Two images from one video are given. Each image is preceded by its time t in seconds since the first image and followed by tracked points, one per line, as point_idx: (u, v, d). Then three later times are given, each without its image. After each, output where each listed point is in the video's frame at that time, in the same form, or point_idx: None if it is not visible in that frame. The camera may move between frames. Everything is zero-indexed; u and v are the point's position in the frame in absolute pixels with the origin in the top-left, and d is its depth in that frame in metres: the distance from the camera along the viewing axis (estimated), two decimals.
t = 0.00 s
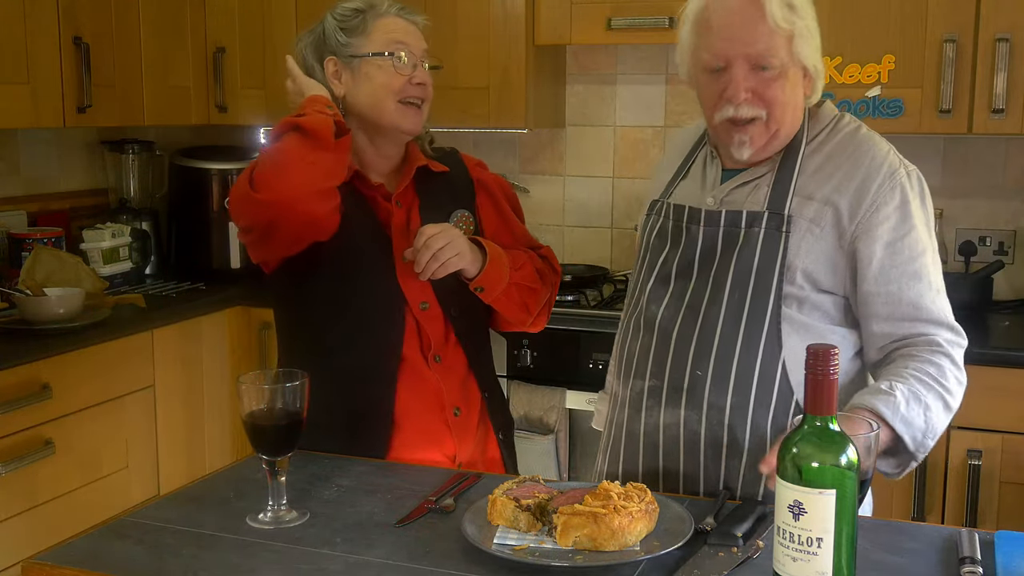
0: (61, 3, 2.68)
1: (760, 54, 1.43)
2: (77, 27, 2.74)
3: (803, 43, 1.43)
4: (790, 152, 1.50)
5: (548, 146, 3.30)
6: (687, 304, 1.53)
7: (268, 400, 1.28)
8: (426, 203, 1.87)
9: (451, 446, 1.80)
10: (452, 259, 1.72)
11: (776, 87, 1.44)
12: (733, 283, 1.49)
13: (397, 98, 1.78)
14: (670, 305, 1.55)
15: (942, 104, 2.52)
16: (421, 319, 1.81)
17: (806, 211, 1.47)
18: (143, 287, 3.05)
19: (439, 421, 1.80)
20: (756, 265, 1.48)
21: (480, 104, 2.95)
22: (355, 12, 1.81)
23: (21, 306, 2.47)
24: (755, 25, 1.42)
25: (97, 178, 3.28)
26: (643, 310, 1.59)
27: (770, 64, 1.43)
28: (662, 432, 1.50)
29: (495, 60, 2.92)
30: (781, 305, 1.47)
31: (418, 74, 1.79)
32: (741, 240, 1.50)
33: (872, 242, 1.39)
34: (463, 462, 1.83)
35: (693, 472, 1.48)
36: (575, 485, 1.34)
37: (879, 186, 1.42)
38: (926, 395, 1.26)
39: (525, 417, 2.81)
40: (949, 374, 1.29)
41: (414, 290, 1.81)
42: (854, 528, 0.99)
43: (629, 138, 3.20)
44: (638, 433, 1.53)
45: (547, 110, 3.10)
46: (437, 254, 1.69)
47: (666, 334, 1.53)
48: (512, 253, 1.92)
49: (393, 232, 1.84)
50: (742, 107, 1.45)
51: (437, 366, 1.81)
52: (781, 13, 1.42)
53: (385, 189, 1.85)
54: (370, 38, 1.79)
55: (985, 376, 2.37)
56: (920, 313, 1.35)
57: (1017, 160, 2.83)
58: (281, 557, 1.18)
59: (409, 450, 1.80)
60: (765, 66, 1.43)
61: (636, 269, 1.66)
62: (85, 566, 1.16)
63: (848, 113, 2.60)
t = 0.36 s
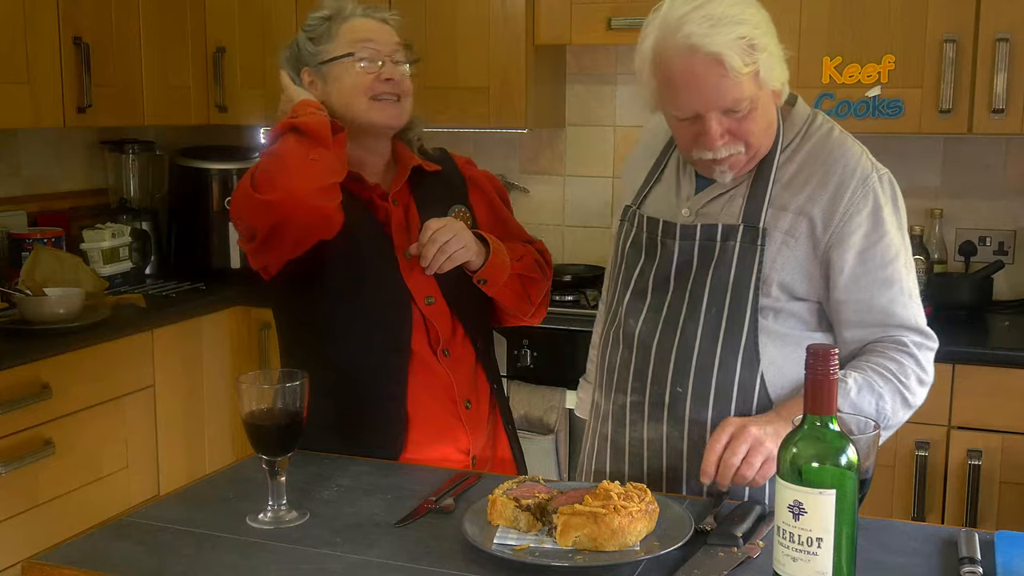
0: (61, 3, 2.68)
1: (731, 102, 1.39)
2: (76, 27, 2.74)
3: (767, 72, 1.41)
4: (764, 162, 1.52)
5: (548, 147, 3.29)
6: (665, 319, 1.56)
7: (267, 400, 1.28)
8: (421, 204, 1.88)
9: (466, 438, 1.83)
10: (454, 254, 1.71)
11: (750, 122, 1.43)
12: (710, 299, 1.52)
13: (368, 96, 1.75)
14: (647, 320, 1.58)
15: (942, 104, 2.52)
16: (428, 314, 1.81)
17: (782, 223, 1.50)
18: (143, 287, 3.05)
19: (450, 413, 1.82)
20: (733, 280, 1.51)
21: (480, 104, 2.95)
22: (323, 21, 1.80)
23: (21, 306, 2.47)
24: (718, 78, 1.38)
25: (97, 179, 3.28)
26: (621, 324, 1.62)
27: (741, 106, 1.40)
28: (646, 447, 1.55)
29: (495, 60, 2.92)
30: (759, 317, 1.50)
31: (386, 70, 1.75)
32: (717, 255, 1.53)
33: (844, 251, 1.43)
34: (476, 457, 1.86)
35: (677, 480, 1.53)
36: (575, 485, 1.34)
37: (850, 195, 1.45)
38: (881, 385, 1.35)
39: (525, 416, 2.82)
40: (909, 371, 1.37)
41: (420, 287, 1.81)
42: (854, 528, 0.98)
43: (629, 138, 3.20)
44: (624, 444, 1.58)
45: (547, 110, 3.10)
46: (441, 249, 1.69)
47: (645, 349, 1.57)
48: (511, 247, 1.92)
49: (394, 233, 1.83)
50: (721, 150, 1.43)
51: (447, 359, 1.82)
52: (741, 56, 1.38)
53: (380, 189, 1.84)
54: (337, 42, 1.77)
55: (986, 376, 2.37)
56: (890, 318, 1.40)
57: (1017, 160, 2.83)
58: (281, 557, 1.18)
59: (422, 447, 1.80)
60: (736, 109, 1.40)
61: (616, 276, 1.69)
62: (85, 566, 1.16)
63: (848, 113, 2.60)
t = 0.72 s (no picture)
0: (61, 3, 2.68)
1: (705, 109, 1.39)
2: (76, 27, 2.74)
3: (743, 80, 1.41)
4: (744, 165, 1.52)
5: (548, 147, 3.29)
6: (649, 328, 1.56)
7: (267, 401, 1.28)
8: (413, 203, 1.87)
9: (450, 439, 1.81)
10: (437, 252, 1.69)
11: (723, 129, 1.43)
12: (694, 306, 1.52)
13: (351, 104, 1.75)
14: (632, 329, 1.58)
15: (942, 104, 2.52)
16: (413, 315, 1.80)
17: (764, 228, 1.50)
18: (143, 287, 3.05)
19: (436, 415, 1.81)
20: (718, 286, 1.51)
21: (480, 104, 2.94)
22: (301, 28, 1.80)
23: (21, 306, 2.47)
24: (692, 87, 1.38)
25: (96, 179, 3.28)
26: (606, 333, 1.62)
27: (715, 114, 1.40)
28: (634, 455, 1.56)
29: (495, 61, 2.92)
30: (744, 322, 1.50)
31: (365, 76, 1.75)
32: (700, 261, 1.52)
33: (826, 252, 1.43)
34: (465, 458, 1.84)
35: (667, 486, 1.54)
36: (575, 485, 1.34)
37: (830, 196, 1.45)
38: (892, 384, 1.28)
39: (525, 416, 2.82)
40: (909, 367, 1.33)
41: (406, 287, 1.81)
42: (854, 528, 0.99)
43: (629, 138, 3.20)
44: (613, 452, 1.59)
45: (546, 110, 3.09)
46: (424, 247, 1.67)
47: (631, 358, 1.57)
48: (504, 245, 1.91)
49: (380, 235, 1.83)
50: (695, 155, 1.44)
51: (434, 360, 1.80)
52: (714, 63, 1.37)
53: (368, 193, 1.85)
54: (315, 50, 1.77)
55: (986, 376, 2.37)
56: (875, 317, 1.39)
57: (1017, 160, 2.83)
58: (281, 557, 1.18)
59: (405, 445, 1.80)
60: (709, 116, 1.41)
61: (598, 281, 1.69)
62: (85, 566, 1.16)
63: (848, 113, 2.60)
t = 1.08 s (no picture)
0: (61, 3, 2.68)
1: (701, 102, 1.40)
2: (76, 27, 2.74)
3: (742, 75, 1.41)
4: (747, 162, 1.52)
5: (548, 147, 3.29)
6: (652, 323, 1.56)
7: (267, 400, 1.29)
8: (413, 203, 1.87)
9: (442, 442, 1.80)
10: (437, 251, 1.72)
11: (719, 123, 1.43)
12: (699, 301, 1.52)
13: (384, 95, 1.79)
14: (635, 324, 1.58)
15: (942, 104, 2.52)
16: (406, 316, 1.80)
17: (767, 224, 1.50)
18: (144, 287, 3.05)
19: (428, 417, 1.80)
20: (721, 282, 1.51)
21: (480, 104, 2.94)
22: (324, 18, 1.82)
23: (21, 306, 2.47)
24: (689, 78, 1.38)
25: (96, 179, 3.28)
26: (610, 328, 1.62)
27: (711, 107, 1.41)
28: (634, 452, 1.56)
29: (495, 61, 2.92)
30: (747, 319, 1.50)
31: (395, 71, 1.81)
32: (703, 257, 1.53)
33: (828, 249, 1.43)
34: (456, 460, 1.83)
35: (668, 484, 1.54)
36: (575, 485, 1.34)
37: (833, 193, 1.45)
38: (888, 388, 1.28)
39: (525, 416, 2.82)
40: (904, 371, 1.32)
41: (400, 287, 1.80)
42: (854, 528, 0.99)
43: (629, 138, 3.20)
44: (614, 450, 1.59)
45: (546, 110, 3.09)
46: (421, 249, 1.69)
47: (634, 353, 1.57)
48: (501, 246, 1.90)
49: (376, 235, 1.83)
50: (690, 148, 1.44)
51: (426, 363, 1.80)
52: (712, 55, 1.38)
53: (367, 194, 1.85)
54: (343, 39, 1.80)
55: (986, 376, 2.37)
56: (875, 316, 1.38)
57: (1017, 160, 2.83)
58: (281, 557, 1.18)
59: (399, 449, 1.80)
60: (706, 109, 1.41)
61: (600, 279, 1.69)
62: (85, 566, 1.16)
63: (848, 113, 2.60)
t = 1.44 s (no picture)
0: (61, 3, 2.68)
1: (711, 102, 1.41)
2: (76, 27, 2.74)
3: (756, 79, 1.41)
4: (765, 163, 1.52)
5: (548, 147, 3.29)
6: (667, 324, 1.56)
7: (267, 401, 1.29)
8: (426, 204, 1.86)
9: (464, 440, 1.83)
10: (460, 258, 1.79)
11: (729, 125, 1.44)
12: (715, 302, 1.52)
13: (381, 108, 1.75)
14: (650, 324, 1.58)
15: (942, 104, 2.52)
16: (430, 319, 1.81)
17: (785, 225, 1.49)
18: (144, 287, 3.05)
19: (453, 421, 1.82)
20: (736, 283, 1.51)
21: (480, 104, 2.94)
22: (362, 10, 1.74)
23: (21, 306, 2.47)
24: (700, 78, 1.39)
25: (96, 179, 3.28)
26: (625, 327, 1.62)
27: (721, 108, 1.41)
28: (647, 452, 1.56)
29: (495, 61, 2.92)
30: (763, 320, 1.50)
31: (405, 88, 1.74)
32: (720, 259, 1.53)
33: (848, 251, 1.43)
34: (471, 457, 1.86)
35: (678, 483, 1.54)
36: (575, 485, 1.34)
37: (854, 195, 1.45)
38: (901, 382, 1.31)
39: (525, 416, 2.82)
40: (925, 370, 1.34)
41: (426, 289, 1.80)
42: (854, 528, 0.99)
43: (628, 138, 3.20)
44: (625, 451, 1.58)
45: (547, 111, 3.09)
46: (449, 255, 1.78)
47: (647, 354, 1.57)
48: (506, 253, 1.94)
49: (401, 236, 1.82)
50: (698, 146, 1.46)
51: (449, 365, 1.82)
52: (725, 57, 1.38)
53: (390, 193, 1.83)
54: (369, 41, 1.72)
55: (986, 376, 2.37)
56: (897, 318, 1.39)
57: (1017, 161, 2.83)
58: (281, 557, 1.18)
59: (421, 449, 1.81)
60: (716, 110, 1.42)
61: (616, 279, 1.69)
62: (85, 566, 1.16)
63: (848, 113, 2.60)
